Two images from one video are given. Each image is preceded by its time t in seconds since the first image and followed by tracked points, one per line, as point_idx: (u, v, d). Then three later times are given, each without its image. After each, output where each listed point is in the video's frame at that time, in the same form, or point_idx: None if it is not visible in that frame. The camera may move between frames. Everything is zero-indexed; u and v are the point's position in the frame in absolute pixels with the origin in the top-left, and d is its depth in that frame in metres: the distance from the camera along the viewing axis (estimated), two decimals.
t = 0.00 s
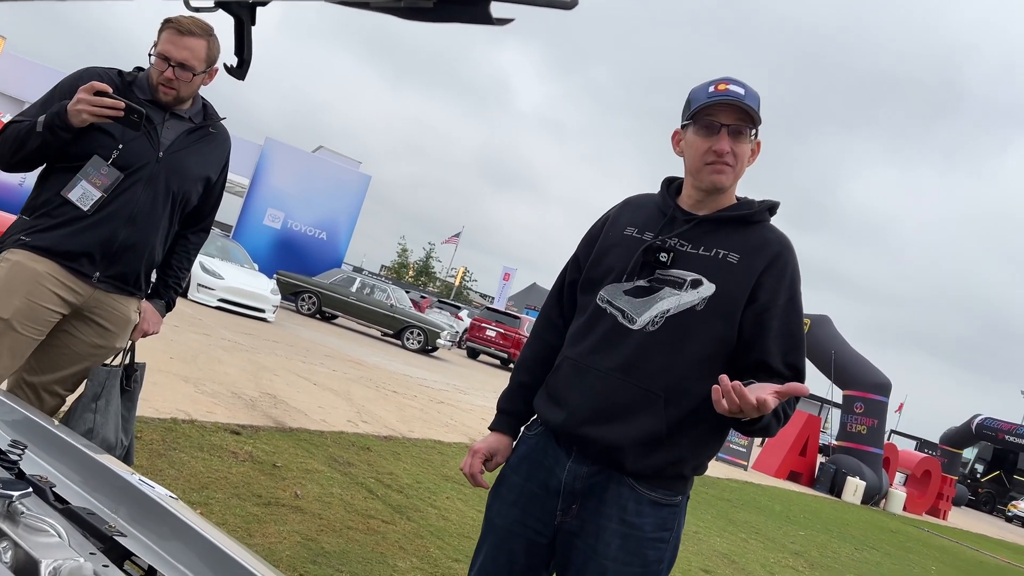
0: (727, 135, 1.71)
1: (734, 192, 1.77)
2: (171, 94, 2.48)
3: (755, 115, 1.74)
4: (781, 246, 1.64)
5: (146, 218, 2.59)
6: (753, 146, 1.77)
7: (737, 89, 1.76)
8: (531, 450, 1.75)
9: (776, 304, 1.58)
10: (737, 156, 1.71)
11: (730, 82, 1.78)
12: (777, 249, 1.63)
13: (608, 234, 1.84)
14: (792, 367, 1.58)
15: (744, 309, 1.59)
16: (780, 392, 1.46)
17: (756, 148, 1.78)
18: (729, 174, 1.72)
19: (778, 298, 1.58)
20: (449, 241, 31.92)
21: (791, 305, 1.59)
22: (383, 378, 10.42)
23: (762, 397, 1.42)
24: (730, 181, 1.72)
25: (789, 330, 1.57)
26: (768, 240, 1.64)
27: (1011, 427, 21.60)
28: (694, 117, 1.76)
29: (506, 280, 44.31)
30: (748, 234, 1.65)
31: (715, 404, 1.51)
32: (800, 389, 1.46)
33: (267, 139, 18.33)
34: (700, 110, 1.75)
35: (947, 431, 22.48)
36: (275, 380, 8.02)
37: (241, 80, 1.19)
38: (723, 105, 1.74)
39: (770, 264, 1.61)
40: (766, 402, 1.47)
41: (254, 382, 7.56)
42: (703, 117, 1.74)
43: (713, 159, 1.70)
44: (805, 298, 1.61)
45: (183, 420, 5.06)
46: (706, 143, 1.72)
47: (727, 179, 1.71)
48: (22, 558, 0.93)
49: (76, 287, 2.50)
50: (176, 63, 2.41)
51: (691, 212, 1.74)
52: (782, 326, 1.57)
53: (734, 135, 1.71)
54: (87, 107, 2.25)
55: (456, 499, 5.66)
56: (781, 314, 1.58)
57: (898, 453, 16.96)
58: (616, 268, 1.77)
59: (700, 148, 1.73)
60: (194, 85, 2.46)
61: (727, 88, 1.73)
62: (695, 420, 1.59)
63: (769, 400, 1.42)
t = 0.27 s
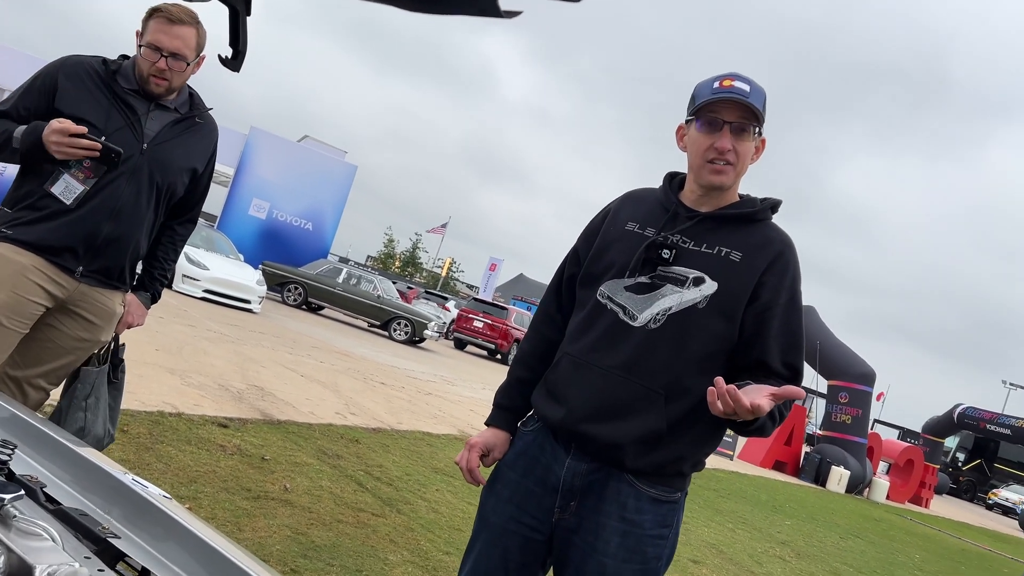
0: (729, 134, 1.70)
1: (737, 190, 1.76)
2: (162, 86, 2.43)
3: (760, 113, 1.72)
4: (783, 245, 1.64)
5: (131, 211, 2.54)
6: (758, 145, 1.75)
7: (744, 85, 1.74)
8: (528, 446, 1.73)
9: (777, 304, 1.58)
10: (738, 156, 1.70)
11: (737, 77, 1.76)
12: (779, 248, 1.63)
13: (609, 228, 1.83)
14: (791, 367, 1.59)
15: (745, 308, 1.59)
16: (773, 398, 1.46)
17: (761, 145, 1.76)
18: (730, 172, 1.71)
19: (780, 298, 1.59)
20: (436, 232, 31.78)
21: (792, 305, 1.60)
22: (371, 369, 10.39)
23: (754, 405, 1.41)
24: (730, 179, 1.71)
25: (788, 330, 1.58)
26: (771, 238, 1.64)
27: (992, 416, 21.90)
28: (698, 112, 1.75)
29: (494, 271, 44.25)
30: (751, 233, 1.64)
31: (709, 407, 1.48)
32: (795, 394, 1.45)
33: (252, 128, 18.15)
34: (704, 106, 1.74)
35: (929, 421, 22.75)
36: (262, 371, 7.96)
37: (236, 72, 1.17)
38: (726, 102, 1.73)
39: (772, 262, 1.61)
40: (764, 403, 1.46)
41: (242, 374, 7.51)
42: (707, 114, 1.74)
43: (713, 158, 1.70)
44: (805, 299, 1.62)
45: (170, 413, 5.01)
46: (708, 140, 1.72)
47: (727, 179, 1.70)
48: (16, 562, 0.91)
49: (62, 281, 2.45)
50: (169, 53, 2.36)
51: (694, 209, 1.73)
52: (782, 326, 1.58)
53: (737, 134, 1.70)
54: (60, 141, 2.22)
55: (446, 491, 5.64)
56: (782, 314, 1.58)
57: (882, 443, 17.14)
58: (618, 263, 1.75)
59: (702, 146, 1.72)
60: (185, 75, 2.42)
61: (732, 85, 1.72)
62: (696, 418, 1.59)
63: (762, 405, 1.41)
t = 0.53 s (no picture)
0: (723, 133, 1.69)
1: (740, 186, 1.74)
2: (143, 67, 2.36)
3: (761, 110, 1.69)
4: (788, 241, 1.65)
5: (116, 200, 2.48)
6: (760, 143, 1.73)
7: (748, 81, 1.72)
8: (531, 440, 1.74)
9: (782, 300, 1.60)
10: (734, 154, 1.69)
11: (741, 72, 1.73)
12: (784, 244, 1.64)
13: (613, 222, 1.84)
14: (794, 363, 1.62)
15: (750, 304, 1.61)
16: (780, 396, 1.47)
17: (763, 142, 1.74)
18: (726, 171, 1.69)
19: (784, 294, 1.61)
20: (416, 219, 31.59)
21: (795, 301, 1.62)
22: (353, 358, 10.33)
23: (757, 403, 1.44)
24: (726, 177, 1.70)
25: (791, 326, 1.61)
26: (776, 234, 1.66)
27: (963, 401, 22.35)
28: (698, 109, 1.75)
29: (474, 259, 44.17)
30: (755, 229, 1.66)
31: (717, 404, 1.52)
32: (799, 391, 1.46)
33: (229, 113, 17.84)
34: (703, 103, 1.73)
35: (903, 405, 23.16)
36: (244, 360, 7.89)
37: (246, 65, 1.14)
38: (724, 100, 1.71)
39: (777, 258, 1.63)
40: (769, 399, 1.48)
41: (224, 363, 7.42)
42: (705, 111, 1.73)
43: (708, 156, 1.70)
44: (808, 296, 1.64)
45: (153, 402, 4.95)
46: (706, 138, 1.72)
47: (723, 177, 1.69)
48: (31, 564, 0.90)
49: (50, 274, 2.42)
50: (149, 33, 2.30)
51: (696, 206, 1.74)
52: (785, 322, 1.61)
53: (732, 132, 1.69)
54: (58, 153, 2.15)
55: (433, 480, 5.64)
56: (785, 310, 1.61)
57: (857, 428, 17.43)
58: (622, 258, 1.76)
59: (699, 144, 1.73)
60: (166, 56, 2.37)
61: (732, 82, 1.70)
62: (699, 412, 1.62)
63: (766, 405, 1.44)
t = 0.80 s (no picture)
0: (729, 126, 1.70)
1: (744, 179, 1.76)
2: (111, 42, 2.30)
3: (767, 104, 1.69)
4: (793, 235, 1.67)
5: (96, 183, 2.42)
6: (766, 136, 1.73)
7: (754, 74, 1.72)
8: (538, 435, 1.75)
9: (787, 294, 1.62)
10: (739, 148, 1.69)
11: (748, 65, 1.73)
12: (788, 238, 1.66)
13: (618, 217, 1.85)
14: (798, 356, 1.64)
15: (755, 297, 1.63)
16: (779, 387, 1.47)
17: (769, 135, 1.74)
18: (730, 164, 1.71)
19: (789, 288, 1.63)
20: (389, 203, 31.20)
21: (800, 294, 1.64)
22: (331, 344, 10.25)
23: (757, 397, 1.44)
24: (729, 171, 1.71)
25: (796, 320, 1.63)
26: (781, 228, 1.67)
27: (929, 385, 22.88)
28: (704, 102, 1.75)
29: (449, 244, 43.95)
30: (761, 222, 1.68)
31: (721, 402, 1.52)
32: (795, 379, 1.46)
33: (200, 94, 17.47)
34: (708, 96, 1.74)
35: (871, 390, 23.64)
36: (221, 347, 7.78)
37: (261, 57, 1.11)
38: (730, 94, 1.71)
39: (782, 252, 1.65)
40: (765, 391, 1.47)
41: (201, 350, 7.31)
42: (711, 104, 1.73)
43: (714, 150, 1.71)
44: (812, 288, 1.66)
45: (133, 391, 4.88)
46: (711, 131, 1.72)
47: (727, 170, 1.70)
48: (53, 569, 0.87)
49: (35, 264, 2.36)
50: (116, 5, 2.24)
51: (702, 199, 1.75)
52: (790, 316, 1.63)
53: (737, 126, 1.69)
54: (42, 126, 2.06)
55: (417, 467, 5.63)
56: (790, 304, 1.63)
57: (828, 412, 17.77)
58: (628, 252, 1.77)
59: (704, 138, 1.74)
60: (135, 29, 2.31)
61: (739, 76, 1.70)
62: (706, 406, 1.64)
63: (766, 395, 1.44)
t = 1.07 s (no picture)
0: (734, 126, 1.72)
1: (750, 179, 1.78)
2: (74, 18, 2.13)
3: (773, 105, 1.71)
4: (800, 234, 1.69)
5: (69, 165, 2.37)
6: (772, 137, 1.75)
7: (762, 75, 1.73)
8: (546, 431, 1.77)
9: (794, 292, 1.64)
10: (744, 146, 1.71)
11: (756, 65, 1.74)
12: (796, 237, 1.68)
13: (625, 215, 1.86)
14: (804, 353, 1.67)
15: (763, 295, 1.65)
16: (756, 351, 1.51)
17: (775, 136, 1.76)
18: (734, 163, 1.73)
19: (797, 287, 1.65)
20: (363, 188, 30.88)
21: (807, 292, 1.66)
22: (309, 331, 10.16)
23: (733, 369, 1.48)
24: (734, 170, 1.73)
25: (802, 318, 1.65)
26: (788, 226, 1.69)
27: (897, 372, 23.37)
28: (712, 100, 1.78)
29: (424, 231, 43.64)
30: (768, 220, 1.70)
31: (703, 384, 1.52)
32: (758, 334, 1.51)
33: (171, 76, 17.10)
34: (715, 96, 1.76)
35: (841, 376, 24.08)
36: (200, 335, 7.66)
37: (287, 57, 1.10)
38: (736, 94, 1.73)
39: (790, 250, 1.67)
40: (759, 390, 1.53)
41: (178, 338, 7.20)
42: (718, 103, 1.76)
43: (719, 149, 1.74)
44: (818, 286, 1.69)
45: (114, 381, 4.82)
46: (717, 130, 1.75)
47: (731, 170, 1.73)
48: None
49: (9, 250, 2.31)
50: None
51: (709, 197, 1.76)
52: (796, 314, 1.65)
53: (743, 126, 1.71)
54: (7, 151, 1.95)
55: (402, 457, 5.61)
56: (797, 302, 1.65)
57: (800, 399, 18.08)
58: (636, 251, 1.79)
59: (710, 136, 1.76)
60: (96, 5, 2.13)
61: (747, 76, 1.72)
62: (714, 403, 1.66)
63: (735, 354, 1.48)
